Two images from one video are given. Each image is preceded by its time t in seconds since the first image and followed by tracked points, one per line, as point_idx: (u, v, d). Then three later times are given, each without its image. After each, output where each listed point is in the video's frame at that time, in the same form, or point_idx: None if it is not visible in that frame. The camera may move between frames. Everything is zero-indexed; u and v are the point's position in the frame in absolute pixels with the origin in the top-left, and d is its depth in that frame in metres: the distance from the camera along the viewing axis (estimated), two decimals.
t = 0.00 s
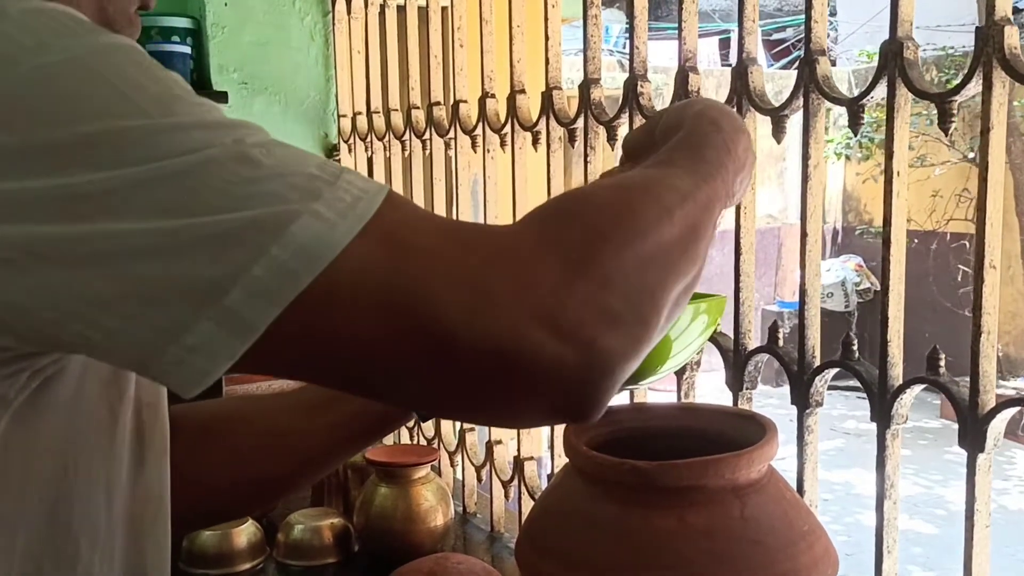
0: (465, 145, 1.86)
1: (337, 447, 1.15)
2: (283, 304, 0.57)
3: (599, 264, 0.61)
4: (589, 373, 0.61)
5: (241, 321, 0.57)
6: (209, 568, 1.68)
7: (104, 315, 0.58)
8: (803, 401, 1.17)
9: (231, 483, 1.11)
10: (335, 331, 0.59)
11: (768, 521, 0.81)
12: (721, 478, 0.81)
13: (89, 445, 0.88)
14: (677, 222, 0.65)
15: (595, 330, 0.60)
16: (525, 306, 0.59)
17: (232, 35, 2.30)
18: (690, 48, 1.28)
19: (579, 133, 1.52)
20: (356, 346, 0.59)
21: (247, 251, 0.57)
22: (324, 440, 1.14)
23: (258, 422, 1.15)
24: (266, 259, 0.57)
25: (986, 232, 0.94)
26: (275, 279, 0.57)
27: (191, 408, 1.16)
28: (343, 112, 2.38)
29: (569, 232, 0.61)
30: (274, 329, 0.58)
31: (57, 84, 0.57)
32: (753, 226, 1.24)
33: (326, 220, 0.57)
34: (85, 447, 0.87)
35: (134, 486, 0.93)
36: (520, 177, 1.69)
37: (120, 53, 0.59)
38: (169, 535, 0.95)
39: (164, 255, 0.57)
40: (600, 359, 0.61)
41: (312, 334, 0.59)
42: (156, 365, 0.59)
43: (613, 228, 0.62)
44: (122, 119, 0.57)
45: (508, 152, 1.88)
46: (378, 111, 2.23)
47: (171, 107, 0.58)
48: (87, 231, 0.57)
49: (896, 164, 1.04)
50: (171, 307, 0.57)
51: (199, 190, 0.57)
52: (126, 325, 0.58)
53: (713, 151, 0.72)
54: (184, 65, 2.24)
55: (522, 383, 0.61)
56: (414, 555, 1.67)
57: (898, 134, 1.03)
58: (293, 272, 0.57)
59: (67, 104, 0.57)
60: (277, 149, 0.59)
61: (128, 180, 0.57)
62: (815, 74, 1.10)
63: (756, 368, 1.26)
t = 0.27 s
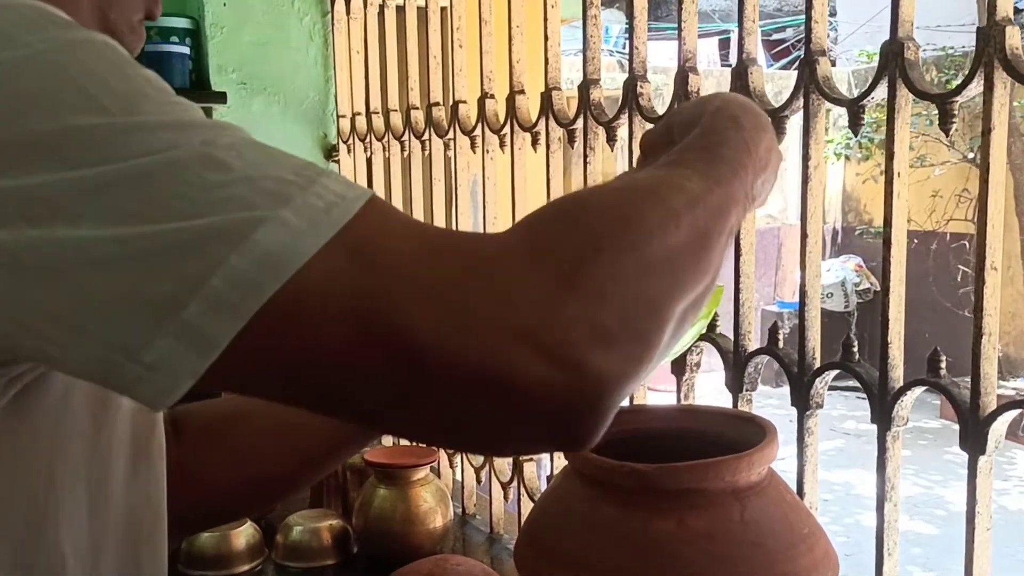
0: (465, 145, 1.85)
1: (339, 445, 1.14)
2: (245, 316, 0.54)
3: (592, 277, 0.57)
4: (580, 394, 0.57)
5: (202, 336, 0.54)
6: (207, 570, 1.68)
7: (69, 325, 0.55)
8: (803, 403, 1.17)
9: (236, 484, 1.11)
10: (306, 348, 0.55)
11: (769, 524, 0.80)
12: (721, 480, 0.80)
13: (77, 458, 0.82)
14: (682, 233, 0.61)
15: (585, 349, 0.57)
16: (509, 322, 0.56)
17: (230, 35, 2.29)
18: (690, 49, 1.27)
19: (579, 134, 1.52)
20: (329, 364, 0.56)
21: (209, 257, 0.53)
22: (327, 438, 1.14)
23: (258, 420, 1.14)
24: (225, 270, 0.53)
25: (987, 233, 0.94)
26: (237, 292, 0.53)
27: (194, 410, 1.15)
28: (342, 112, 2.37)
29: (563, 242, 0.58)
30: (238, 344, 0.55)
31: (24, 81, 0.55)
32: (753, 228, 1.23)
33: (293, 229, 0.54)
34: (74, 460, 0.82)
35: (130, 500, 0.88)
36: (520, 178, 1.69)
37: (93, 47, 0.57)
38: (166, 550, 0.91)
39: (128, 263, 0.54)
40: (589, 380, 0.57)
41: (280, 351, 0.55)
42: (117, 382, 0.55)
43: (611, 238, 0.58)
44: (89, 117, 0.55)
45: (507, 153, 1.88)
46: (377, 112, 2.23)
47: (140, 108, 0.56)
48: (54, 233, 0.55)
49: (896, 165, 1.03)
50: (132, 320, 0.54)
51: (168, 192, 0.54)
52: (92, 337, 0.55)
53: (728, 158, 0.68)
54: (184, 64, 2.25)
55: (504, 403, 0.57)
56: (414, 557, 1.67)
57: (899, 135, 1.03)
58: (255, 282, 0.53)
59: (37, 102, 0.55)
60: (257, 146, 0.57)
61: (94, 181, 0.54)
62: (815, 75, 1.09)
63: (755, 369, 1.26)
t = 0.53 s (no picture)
0: (464, 144, 1.85)
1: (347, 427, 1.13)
2: (250, 338, 0.50)
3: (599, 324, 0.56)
4: (593, 436, 0.55)
5: (210, 356, 0.50)
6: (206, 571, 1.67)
7: (57, 349, 0.51)
8: (803, 403, 1.17)
9: (238, 473, 1.10)
10: (311, 383, 0.51)
11: (771, 525, 0.80)
12: (722, 481, 0.80)
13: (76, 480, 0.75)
14: (665, 298, 0.61)
15: (604, 388, 0.55)
16: (529, 361, 0.53)
17: (229, 34, 2.29)
18: (689, 47, 1.27)
19: (579, 133, 1.51)
20: (336, 400, 0.52)
21: (216, 276, 0.49)
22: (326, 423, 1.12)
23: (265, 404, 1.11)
24: (237, 287, 0.50)
25: (989, 233, 0.94)
26: (245, 312, 0.50)
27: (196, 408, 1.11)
28: (341, 111, 2.37)
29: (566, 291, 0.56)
30: (243, 370, 0.51)
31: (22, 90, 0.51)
32: (753, 226, 1.23)
33: (308, 250, 0.50)
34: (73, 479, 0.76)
35: (130, 519, 0.82)
36: (519, 177, 1.68)
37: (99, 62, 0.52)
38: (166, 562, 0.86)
39: (126, 281, 0.50)
40: (607, 421, 0.56)
41: (285, 379, 0.51)
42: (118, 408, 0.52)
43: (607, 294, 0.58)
44: (102, 137, 0.50)
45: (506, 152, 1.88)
46: (376, 111, 2.22)
47: (148, 124, 0.51)
48: (46, 253, 0.50)
49: (897, 165, 1.03)
50: (123, 342, 0.50)
51: (169, 212, 0.50)
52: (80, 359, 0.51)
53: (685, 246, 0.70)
54: (182, 63, 2.24)
55: (521, 442, 0.54)
56: (414, 556, 1.67)
57: (900, 134, 1.03)
58: (266, 306, 0.50)
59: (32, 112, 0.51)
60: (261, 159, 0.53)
61: (92, 196, 0.50)
62: (816, 74, 1.09)
63: (756, 369, 1.25)
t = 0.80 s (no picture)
0: (462, 144, 1.84)
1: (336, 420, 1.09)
2: (285, 320, 0.52)
3: (616, 300, 0.60)
4: (625, 397, 0.58)
5: (243, 335, 0.52)
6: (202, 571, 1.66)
7: (86, 334, 0.53)
8: (802, 403, 1.16)
9: (229, 471, 1.09)
10: (351, 356, 0.53)
11: (768, 525, 0.79)
12: (720, 482, 0.79)
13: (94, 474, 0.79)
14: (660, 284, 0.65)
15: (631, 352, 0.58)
16: (561, 325, 0.56)
17: (226, 33, 2.28)
18: (688, 46, 1.27)
19: (577, 133, 1.51)
20: (377, 371, 0.54)
21: (248, 258, 0.52)
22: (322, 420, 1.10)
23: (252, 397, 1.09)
24: (271, 269, 0.52)
25: (989, 233, 0.93)
26: (279, 294, 0.52)
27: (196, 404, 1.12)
28: (338, 111, 2.36)
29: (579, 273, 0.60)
30: (276, 351, 0.53)
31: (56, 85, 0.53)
32: (752, 226, 1.22)
33: (340, 233, 0.53)
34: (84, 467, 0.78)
35: (142, 513, 0.86)
36: (517, 177, 1.68)
37: (124, 58, 0.54)
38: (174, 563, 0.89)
39: (159, 265, 0.52)
40: (639, 384, 0.58)
41: (323, 355, 0.53)
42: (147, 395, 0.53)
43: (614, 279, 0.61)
44: (135, 128, 0.52)
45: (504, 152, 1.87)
46: (374, 111, 2.22)
47: (176, 116, 0.53)
48: (79, 242, 0.52)
49: (896, 164, 1.03)
50: (154, 326, 0.52)
51: (197, 199, 0.52)
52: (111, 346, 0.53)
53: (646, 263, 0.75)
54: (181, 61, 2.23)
55: (562, 408, 0.56)
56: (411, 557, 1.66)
57: (899, 133, 1.02)
58: (299, 285, 0.52)
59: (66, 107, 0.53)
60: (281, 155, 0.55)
61: (123, 186, 0.52)
62: (815, 73, 1.08)
63: (754, 369, 1.25)
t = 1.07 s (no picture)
0: (457, 143, 1.84)
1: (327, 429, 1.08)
2: (255, 345, 0.49)
3: (604, 328, 0.56)
4: (604, 439, 0.54)
5: (212, 365, 0.48)
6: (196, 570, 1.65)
7: (54, 355, 0.49)
8: (797, 403, 1.16)
9: (219, 475, 1.08)
10: (318, 390, 0.50)
11: (764, 526, 0.79)
12: (715, 481, 0.80)
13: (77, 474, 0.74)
14: (655, 297, 0.61)
15: (613, 392, 0.55)
16: (538, 363, 0.52)
17: (220, 32, 2.28)
18: (682, 45, 1.26)
19: (571, 132, 1.51)
20: (343, 407, 0.51)
21: (219, 282, 0.48)
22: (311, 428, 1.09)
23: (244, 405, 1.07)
24: (240, 294, 0.48)
25: (983, 232, 0.93)
26: (248, 317, 0.48)
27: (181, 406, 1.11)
28: (333, 110, 2.36)
29: (567, 295, 0.56)
30: (244, 381, 0.49)
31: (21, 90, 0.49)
32: (747, 226, 1.22)
33: (314, 256, 0.49)
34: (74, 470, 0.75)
35: (132, 513, 0.82)
36: (511, 176, 1.68)
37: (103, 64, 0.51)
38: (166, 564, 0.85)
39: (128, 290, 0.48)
40: (619, 427, 0.55)
41: (290, 383, 0.50)
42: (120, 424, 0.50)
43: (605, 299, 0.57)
44: (106, 138, 0.49)
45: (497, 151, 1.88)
46: (368, 110, 2.21)
47: (151, 129, 0.50)
48: (44, 258, 0.49)
49: (890, 163, 1.03)
50: (123, 351, 0.49)
51: (170, 217, 0.49)
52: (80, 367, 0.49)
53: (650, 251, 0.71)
54: (174, 61, 2.25)
55: (535, 450, 0.53)
56: (406, 557, 1.66)
57: (894, 132, 1.02)
58: (269, 312, 0.48)
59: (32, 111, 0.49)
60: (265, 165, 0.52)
61: (93, 197, 0.48)
62: (809, 72, 1.08)
63: (748, 369, 1.25)
